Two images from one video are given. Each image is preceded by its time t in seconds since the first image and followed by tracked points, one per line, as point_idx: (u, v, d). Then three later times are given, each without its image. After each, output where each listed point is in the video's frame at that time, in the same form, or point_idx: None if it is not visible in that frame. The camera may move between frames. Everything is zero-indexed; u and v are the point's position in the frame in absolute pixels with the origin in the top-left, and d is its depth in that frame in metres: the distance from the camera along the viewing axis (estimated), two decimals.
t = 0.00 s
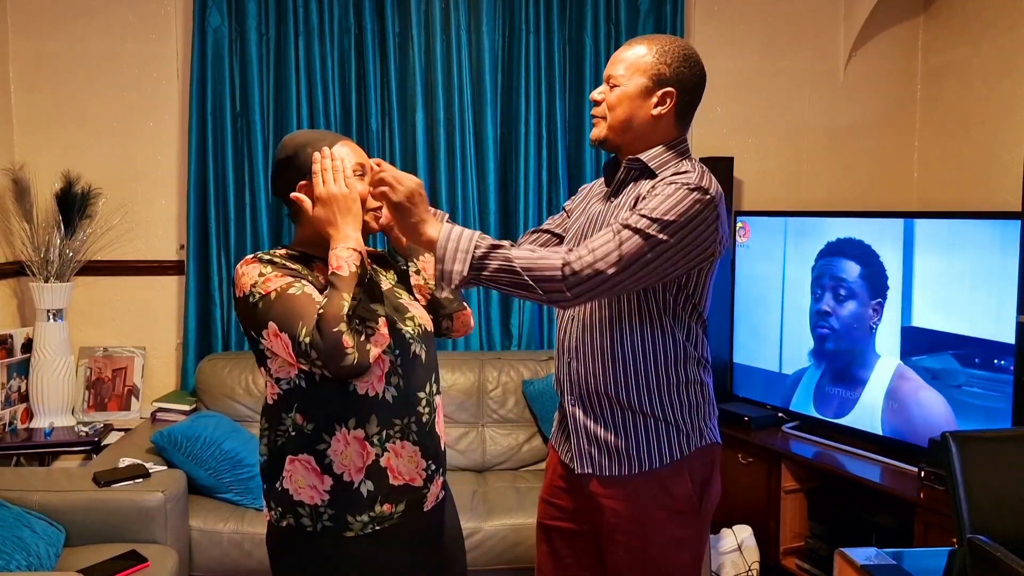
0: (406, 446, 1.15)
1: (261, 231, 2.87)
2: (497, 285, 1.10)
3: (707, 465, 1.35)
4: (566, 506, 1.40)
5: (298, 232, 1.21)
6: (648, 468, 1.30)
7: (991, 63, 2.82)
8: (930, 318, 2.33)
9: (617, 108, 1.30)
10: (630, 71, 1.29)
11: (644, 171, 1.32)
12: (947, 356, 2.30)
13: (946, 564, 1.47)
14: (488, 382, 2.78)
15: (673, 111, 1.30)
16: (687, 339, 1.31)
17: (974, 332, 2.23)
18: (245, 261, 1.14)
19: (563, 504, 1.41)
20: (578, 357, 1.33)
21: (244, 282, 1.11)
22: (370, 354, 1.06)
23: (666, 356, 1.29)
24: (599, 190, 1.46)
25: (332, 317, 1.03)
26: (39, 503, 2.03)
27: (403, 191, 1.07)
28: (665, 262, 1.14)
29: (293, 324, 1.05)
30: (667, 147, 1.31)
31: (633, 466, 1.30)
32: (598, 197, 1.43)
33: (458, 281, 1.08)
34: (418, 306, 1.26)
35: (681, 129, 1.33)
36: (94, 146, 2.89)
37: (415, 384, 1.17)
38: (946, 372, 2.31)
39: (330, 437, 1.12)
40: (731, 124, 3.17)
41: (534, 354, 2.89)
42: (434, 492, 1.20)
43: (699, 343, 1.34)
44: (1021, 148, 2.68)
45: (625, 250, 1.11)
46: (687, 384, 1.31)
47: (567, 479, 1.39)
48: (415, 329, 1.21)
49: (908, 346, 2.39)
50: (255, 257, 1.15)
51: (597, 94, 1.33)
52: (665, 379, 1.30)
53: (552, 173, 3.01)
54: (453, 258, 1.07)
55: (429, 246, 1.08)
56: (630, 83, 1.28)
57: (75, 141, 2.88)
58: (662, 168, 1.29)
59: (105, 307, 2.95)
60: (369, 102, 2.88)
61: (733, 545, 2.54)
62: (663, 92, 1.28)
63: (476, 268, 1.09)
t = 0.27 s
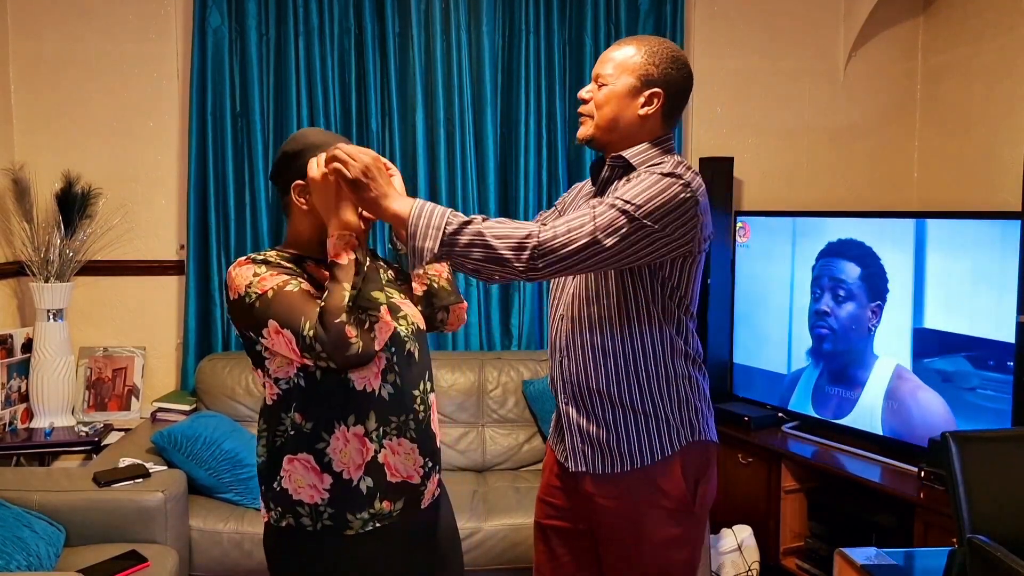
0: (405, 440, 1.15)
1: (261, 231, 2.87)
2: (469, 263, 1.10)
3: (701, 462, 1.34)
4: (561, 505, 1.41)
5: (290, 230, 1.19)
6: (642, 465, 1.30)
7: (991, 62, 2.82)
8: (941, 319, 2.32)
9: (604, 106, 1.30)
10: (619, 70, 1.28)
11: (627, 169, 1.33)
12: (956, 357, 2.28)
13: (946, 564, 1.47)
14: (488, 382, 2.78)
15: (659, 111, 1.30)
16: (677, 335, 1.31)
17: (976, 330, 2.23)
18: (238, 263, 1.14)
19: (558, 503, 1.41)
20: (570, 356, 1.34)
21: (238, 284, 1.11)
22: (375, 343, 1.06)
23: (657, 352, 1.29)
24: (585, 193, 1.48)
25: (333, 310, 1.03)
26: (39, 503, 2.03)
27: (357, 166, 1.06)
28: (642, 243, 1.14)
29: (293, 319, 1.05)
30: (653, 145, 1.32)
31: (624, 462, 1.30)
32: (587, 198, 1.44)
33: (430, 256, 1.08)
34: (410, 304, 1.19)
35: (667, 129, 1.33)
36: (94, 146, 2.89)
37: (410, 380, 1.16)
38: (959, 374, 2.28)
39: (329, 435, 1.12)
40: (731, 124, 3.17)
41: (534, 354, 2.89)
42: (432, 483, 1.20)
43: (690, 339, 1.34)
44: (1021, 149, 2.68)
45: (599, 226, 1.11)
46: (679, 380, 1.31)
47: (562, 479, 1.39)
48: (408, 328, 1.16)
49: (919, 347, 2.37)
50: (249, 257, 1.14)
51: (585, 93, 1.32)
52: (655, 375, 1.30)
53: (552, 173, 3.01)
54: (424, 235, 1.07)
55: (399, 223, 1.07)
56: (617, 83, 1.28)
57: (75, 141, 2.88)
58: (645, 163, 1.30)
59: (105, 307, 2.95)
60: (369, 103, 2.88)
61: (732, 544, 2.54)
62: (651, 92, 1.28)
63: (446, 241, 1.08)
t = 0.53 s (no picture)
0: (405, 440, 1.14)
1: (261, 231, 2.87)
2: (462, 258, 1.10)
3: (692, 461, 1.33)
4: (553, 505, 1.41)
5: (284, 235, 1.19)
6: (633, 466, 1.30)
7: (991, 62, 2.82)
8: (954, 320, 2.29)
9: (589, 107, 1.29)
10: (603, 72, 1.28)
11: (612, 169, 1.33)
12: (970, 359, 2.25)
13: (946, 563, 1.47)
14: (488, 382, 2.78)
15: (644, 111, 1.30)
16: (667, 335, 1.31)
17: (976, 330, 2.24)
18: (232, 267, 1.14)
19: (551, 503, 1.41)
20: (561, 357, 1.33)
21: (234, 287, 1.11)
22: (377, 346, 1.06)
23: (646, 352, 1.29)
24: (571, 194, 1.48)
25: (334, 314, 1.03)
26: (39, 504, 2.03)
27: (352, 156, 1.07)
28: (632, 242, 1.14)
29: (293, 323, 1.05)
30: (639, 144, 1.31)
31: (616, 464, 1.30)
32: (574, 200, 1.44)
33: (422, 250, 1.07)
34: (405, 304, 1.16)
35: (652, 129, 1.33)
36: (94, 145, 2.89)
37: (408, 381, 1.15)
38: (975, 377, 2.24)
39: (328, 437, 1.12)
40: (731, 124, 3.17)
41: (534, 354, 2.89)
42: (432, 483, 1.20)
43: (680, 338, 1.33)
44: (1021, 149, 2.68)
45: (589, 224, 1.11)
46: (670, 380, 1.31)
47: (554, 479, 1.39)
48: (406, 330, 1.14)
49: (933, 348, 2.35)
50: (244, 261, 1.14)
51: (569, 95, 1.32)
52: (645, 376, 1.30)
53: (551, 173, 3.01)
54: (418, 228, 1.07)
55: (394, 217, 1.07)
56: (602, 84, 1.28)
57: (76, 141, 2.88)
58: (630, 162, 1.29)
59: (105, 307, 2.95)
60: (369, 102, 2.88)
61: (732, 544, 2.54)
62: (634, 92, 1.28)
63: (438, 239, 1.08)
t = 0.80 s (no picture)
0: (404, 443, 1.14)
1: (261, 231, 2.87)
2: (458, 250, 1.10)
3: (689, 459, 1.33)
4: (549, 507, 1.41)
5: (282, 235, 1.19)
6: (630, 465, 1.30)
7: (991, 62, 2.82)
8: (968, 323, 2.26)
9: (578, 109, 1.29)
10: (591, 73, 1.27)
11: (602, 169, 1.33)
12: (982, 363, 2.23)
13: (946, 563, 1.47)
14: (488, 381, 2.78)
15: (633, 111, 1.30)
16: (662, 334, 1.31)
17: (978, 330, 2.24)
18: (232, 271, 1.13)
19: (547, 505, 1.41)
20: (556, 359, 1.33)
21: (233, 290, 1.11)
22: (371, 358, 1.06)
23: (642, 352, 1.29)
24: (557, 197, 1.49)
25: (328, 325, 1.03)
26: (39, 504, 2.03)
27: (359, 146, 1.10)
28: (629, 239, 1.14)
29: (289, 331, 1.05)
30: (628, 144, 1.31)
31: (613, 463, 1.30)
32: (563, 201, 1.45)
33: (422, 237, 1.07)
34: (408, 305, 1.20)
35: (640, 129, 1.33)
36: (94, 146, 2.89)
37: (409, 384, 1.15)
38: (990, 381, 2.22)
39: (329, 441, 1.11)
40: (731, 124, 3.17)
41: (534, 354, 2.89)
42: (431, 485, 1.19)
43: (676, 338, 1.33)
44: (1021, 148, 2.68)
45: (586, 219, 1.11)
46: (666, 379, 1.31)
47: (550, 480, 1.39)
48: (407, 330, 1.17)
49: (945, 351, 2.32)
50: (243, 264, 1.14)
51: (557, 96, 1.31)
52: (641, 375, 1.30)
53: (551, 173, 3.01)
54: (420, 213, 1.07)
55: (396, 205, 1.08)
56: (590, 84, 1.28)
57: (75, 141, 2.88)
58: (621, 162, 1.29)
59: (105, 307, 2.95)
60: (369, 102, 2.88)
61: (732, 544, 2.54)
62: (623, 93, 1.28)
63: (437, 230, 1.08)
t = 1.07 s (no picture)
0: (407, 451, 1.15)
1: (261, 231, 2.87)
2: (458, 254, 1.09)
3: (685, 459, 1.33)
4: (543, 508, 1.41)
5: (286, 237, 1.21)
6: (627, 466, 1.30)
7: (991, 62, 2.82)
8: (980, 325, 2.24)
9: (573, 109, 1.29)
10: (586, 73, 1.27)
11: (598, 169, 1.33)
12: (990, 366, 2.22)
13: (946, 563, 1.47)
14: (488, 382, 2.78)
15: (627, 111, 1.30)
16: (658, 335, 1.31)
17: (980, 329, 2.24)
18: (237, 270, 1.13)
19: (541, 506, 1.41)
20: (552, 359, 1.33)
21: (241, 287, 1.11)
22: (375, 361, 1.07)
23: (638, 353, 1.29)
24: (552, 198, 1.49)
25: (333, 327, 1.03)
26: (39, 504, 2.03)
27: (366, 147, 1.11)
28: (626, 240, 1.14)
29: (294, 331, 1.05)
30: (623, 144, 1.32)
31: (609, 464, 1.30)
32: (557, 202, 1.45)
33: (424, 236, 1.06)
34: (414, 307, 1.22)
35: (634, 128, 1.33)
36: (94, 146, 2.89)
37: (413, 388, 1.16)
38: (1003, 385, 2.19)
39: (332, 443, 1.12)
40: (731, 124, 3.17)
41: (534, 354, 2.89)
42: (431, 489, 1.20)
43: (671, 339, 1.33)
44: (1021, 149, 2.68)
45: (584, 223, 1.11)
46: (662, 380, 1.31)
47: (546, 481, 1.39)
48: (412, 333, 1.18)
49: (957, 354, 2.30)
50: (251, 261, 1.13)
51: (552, 96, 1.31)
52: (637, 376, 1.30)
53: (551, 173, 3.01)
54: (423, 213, 1.06)
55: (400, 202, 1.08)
56: (585, 85, 1.27)
57: (75, 141, 2.88)
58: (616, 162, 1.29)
59: (105, 307, 2.95)
60: (369, 102, 2.88)
61: (732, 544, 2.54)
62: (618, 93, 1.28)
63: (437, 233, 1.07)
